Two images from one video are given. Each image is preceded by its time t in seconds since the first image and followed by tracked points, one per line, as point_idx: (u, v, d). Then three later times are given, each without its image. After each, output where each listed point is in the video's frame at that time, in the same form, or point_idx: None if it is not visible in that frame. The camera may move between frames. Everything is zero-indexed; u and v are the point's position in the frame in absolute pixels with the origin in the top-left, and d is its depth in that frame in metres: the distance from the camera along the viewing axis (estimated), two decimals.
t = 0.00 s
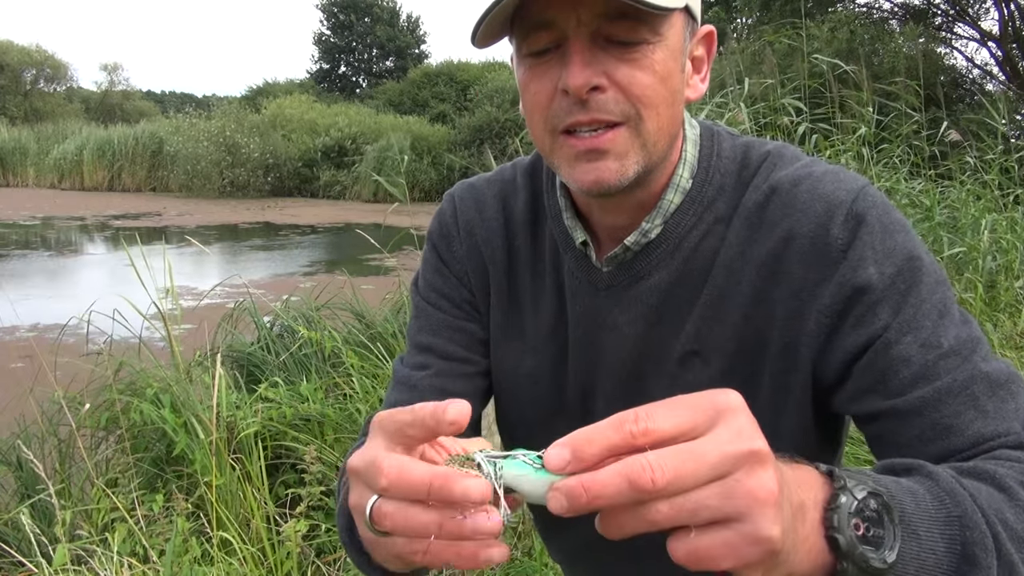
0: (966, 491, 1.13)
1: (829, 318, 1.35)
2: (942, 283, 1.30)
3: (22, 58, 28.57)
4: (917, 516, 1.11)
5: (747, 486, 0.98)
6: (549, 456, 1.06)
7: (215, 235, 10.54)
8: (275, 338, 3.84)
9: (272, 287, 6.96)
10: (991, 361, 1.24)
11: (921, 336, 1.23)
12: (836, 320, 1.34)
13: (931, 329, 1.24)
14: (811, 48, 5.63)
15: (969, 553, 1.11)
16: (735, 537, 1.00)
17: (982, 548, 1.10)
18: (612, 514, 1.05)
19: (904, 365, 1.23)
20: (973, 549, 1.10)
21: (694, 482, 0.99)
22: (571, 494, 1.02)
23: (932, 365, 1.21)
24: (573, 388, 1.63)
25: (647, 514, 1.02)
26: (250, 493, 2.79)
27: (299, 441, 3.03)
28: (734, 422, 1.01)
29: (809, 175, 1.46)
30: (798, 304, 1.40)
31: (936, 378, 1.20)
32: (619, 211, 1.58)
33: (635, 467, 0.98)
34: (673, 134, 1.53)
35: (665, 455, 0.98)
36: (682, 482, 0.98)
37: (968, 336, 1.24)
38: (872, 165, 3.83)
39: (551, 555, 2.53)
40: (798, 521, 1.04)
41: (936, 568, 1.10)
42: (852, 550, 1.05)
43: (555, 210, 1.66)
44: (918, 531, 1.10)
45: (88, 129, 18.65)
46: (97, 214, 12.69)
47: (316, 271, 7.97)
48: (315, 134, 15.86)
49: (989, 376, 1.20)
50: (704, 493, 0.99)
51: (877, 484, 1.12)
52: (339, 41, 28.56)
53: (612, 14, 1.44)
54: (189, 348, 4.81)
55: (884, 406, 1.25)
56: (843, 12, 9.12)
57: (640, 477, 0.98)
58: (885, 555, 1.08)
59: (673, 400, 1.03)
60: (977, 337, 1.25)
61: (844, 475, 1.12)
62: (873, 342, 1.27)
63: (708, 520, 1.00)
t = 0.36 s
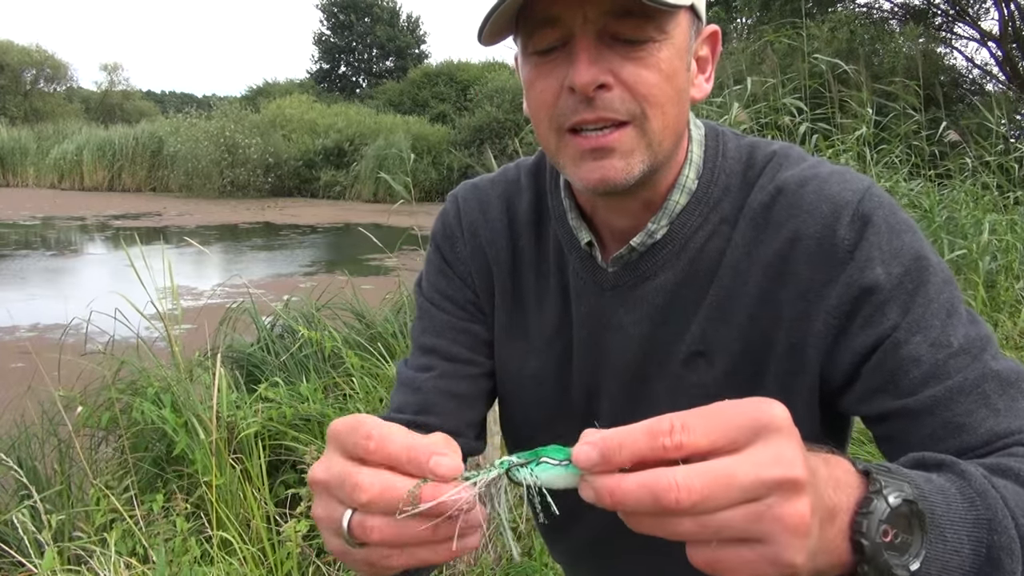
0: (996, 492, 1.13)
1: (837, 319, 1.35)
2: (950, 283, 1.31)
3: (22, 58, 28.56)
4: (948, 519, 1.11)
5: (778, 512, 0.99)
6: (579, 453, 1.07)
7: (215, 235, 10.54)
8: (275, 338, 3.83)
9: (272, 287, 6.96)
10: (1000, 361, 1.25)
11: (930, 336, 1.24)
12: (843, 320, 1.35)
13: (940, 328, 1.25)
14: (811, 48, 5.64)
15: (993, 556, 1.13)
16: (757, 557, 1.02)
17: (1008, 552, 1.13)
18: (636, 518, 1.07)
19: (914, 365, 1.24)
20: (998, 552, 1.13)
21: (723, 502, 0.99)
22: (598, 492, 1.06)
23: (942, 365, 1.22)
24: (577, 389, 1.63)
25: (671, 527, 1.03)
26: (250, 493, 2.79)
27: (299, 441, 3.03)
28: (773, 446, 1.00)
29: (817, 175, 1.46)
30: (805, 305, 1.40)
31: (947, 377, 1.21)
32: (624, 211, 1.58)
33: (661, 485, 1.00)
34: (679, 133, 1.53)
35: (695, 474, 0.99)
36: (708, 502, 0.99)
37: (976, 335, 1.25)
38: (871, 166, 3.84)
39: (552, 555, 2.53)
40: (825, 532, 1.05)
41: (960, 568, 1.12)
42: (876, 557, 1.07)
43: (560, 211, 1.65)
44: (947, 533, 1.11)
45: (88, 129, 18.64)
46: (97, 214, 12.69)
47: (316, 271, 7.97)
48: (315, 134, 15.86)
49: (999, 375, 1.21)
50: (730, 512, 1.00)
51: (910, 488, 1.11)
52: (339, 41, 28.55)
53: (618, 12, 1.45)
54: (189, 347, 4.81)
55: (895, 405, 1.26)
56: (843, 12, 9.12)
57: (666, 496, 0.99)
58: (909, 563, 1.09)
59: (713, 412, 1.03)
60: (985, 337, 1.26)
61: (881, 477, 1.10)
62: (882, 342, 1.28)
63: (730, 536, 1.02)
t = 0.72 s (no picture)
0: (1012, 488, 1.13)
1: (845, 320, 1.36)
2: (956, 280, 1.31)
3: (22, 58, 28.54)
4: (965, 516, 1.12)
5: (800, 506, 0.99)
6: (600, 451, 1.07)
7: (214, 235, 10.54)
8: (275, 338, 3.83)
9: (272, 287, 6.96)
10: (1008, 357, 1.25)
11: (938, 334, 1.24)
12: (851, 320, 1.35)
13: (947, 326, 1.25)
14: (811, 48, 5.64)
15: (1010, 550, 1.14)
16: (781, 552, 1.01)
17: None
18: (656, 516, 1.06)
19: (922, 362, 1.23)
20: (1014, 546, 1.14)
21: (745, 495, 0.99)
22: (617, 488, 1.05)
23: (950, 362, 1.22)
24: (585, 392, 1.63)
25: (691, 520, 1.02)
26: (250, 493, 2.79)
27: (299, 441, 3.03)
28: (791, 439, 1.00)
29: (820, 175, 1.46)
30: (813, 305, 1.40)
31: (955, 374, 1.21)
32: (628, 218, 1.57)
33: (684, 477, 0.99)
34: (672, 133, 1.53)
35: (718, 467, 0.99)
36: (731, 495, 0.99)
37: (983, 332, 1.25)
38: (872, 165, 3.84)
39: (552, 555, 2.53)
40: (844, 529, 1.05)
41: (977, 564, 1.13)
42: (897, 555, 1.07)
43: (563, 216, 1.65)
44: (964, 530, 1.12)
45: (88, 129, 18.62)
46: (97, 213, 12.68)
47: (316, 271, 7.97)
48: (315, 134, 15.86)
49: (1007, 371, 1.22)
50: (752, 504, 0.99)
51: (927, 485, 1.11)
52: (339, 41, 28.54)
53: (595, 23, 1.43)
54: (189, 347, 4.81)
55: (904, 404, 1.25)
56: (843, 11, 9.12)
57: (689, 488, 0.99)
58: (930, 559, 1.09)
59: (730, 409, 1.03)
60: (992, 333, 1.26)
61: (898, 474, 1.10)
62: (890, 341, 1.28)
63: (749, 531, 1.01)
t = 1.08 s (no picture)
0: (1008, 475, 1.14)
1: (849, 319, 1.36)
2: (960, 279, 1.32)
3: (22, 58, 28.53)
4: (963, 501, 1.13)
5: (798, 468, 0.99)
6: (599, 445, 1.07)
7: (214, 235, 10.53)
8: (275, 338, 3.83)
9: (272, 287, 6.96)
10: (1012, 355, 1.25)
11: (942, 331, 1.25)
12: (855, 319, 1.36)
13: (950, 324, 1.25)
14: (811, 48, 5.65)
15: (1010, 535, 1.14)
16: (788, 518, 1.01)
17: None
18: (662, 502, 1.06)
19: (927, 361, 1.24)
20: (1014, 531, 1.14)
21: (743, 466, 1.00)
22: (622, 479, 1.05)
23: (954, 360, 1.23)
24: (586, 391, 1.63)
25: (696, 496, 1.02)
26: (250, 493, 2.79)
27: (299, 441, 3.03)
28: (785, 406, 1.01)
29: (824, 174, 1.46)
30: (816, 304, 1.41)
31: (960, 372, 1.22)
32: (632, 216, 1.57)
33: (683, 453, 0.99)
34: (680, 133, 1.53)
35: (714, 440, 0.99)
36: (731, 466, 0.99)
37: (988, 329, 1.26)
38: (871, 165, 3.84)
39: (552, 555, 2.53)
40: (844, 502, 1.05)
41: (978, 551, 1.13)
42: (898, 531, 1.06)
43: (566, 213, 1.65)
44: (963, 515, 1.12)
45: (88, 129, 18.62)
46: (96, 213, 12.68)
47: (316, 271, 7.97)
48: (315, 134, 15.86)
49: (1012, 368, 1.22)
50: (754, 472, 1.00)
51: (924, 469, 1.12)
52: (339, 41, 28.54)
53: (609, 22, 1.43)
54: (189, 347, 4.81)
55: (910, 402, 1.26)
56: (843, 12, 9.13)
57: (690, 463, 0.99)
58: (930, 539, 1.10)
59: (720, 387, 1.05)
60: (996, 331, 1.27)
61: (891, 457, 1.12)
62: (894, 339, 1.29)
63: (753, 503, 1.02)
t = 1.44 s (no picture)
0: (990, 499, 1.13)
1: (849, 322, 1.36)
2: (959, 286, 1.32)
3: (22, 58, 28.50)
4: (935, 524, 1.12)
5: (788, 559, 1.00)
6: (604, 507, 1.05)
7: (214, 235, 10.54)
8: (275, 338, 3.83)
9: (272, 287, 6.96)
10: (1008, 362, 1.26)
11: (940, 338, 1.25)
12: (855, 322, 1.35)
13: (949, 330, 1.26)
14: (811, 48, 5.65)
15: (979, 559, 1.13)
16: None
17: (993, 557, 1.13)
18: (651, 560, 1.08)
19: (923, 367, 1.25)
20: (983, 555, 1.13)
21: (735, 559, 1.00)
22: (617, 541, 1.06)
23: (953, 366, 1.23)
24: (588, 392, 1.63)
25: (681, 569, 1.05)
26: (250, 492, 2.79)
27: (299, 441, 3.04)
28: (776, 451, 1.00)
29: (826, 177, 1.46)
30: (817, 306, 1.41)
31: (956, 379, 1.23)
32: (634, 216, 1.57)
33: (677, 552, 1.00)
34: (681, 134, 1.53)
35: (709, 541, 0.99)
36: (723, 561, 0.99)
37: (985, 337, 1.27)
38: (871, 165, 3.84)
39: (551, 555, 2.53)
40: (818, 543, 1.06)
41: (943, 570, 1.13)
42: (857, 560, 1.08)
43: (569, 215, 1.65)
44: (933, 536, 1.12)
45: (88, 129, 18.62)
46: (97, 213, 12.69)
47: (316, 271, 7.97)
48: (315, 134, 15.86)
49: (1007, 377, 1.23)
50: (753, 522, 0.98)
51: (903, 495, 1.11)
52: (339, 41, 28.56)
53: (612, 24, 1.42)
54: (189, 347, 4.81)
55: (904, 407, 1.26)
56: (843, 12, 9.13)
57: (681, 562, 1.00)
58: (890, 564, 1.09)
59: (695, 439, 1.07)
60: (994, 339, 1.28)
61: (873, 483, 1.10)
62: (894, 343, 1.28)
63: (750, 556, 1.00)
